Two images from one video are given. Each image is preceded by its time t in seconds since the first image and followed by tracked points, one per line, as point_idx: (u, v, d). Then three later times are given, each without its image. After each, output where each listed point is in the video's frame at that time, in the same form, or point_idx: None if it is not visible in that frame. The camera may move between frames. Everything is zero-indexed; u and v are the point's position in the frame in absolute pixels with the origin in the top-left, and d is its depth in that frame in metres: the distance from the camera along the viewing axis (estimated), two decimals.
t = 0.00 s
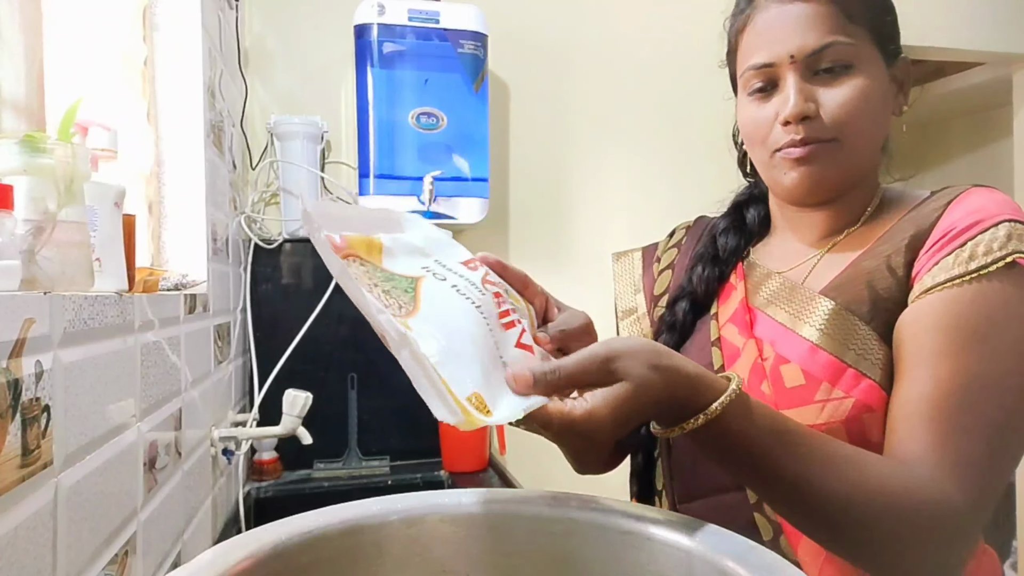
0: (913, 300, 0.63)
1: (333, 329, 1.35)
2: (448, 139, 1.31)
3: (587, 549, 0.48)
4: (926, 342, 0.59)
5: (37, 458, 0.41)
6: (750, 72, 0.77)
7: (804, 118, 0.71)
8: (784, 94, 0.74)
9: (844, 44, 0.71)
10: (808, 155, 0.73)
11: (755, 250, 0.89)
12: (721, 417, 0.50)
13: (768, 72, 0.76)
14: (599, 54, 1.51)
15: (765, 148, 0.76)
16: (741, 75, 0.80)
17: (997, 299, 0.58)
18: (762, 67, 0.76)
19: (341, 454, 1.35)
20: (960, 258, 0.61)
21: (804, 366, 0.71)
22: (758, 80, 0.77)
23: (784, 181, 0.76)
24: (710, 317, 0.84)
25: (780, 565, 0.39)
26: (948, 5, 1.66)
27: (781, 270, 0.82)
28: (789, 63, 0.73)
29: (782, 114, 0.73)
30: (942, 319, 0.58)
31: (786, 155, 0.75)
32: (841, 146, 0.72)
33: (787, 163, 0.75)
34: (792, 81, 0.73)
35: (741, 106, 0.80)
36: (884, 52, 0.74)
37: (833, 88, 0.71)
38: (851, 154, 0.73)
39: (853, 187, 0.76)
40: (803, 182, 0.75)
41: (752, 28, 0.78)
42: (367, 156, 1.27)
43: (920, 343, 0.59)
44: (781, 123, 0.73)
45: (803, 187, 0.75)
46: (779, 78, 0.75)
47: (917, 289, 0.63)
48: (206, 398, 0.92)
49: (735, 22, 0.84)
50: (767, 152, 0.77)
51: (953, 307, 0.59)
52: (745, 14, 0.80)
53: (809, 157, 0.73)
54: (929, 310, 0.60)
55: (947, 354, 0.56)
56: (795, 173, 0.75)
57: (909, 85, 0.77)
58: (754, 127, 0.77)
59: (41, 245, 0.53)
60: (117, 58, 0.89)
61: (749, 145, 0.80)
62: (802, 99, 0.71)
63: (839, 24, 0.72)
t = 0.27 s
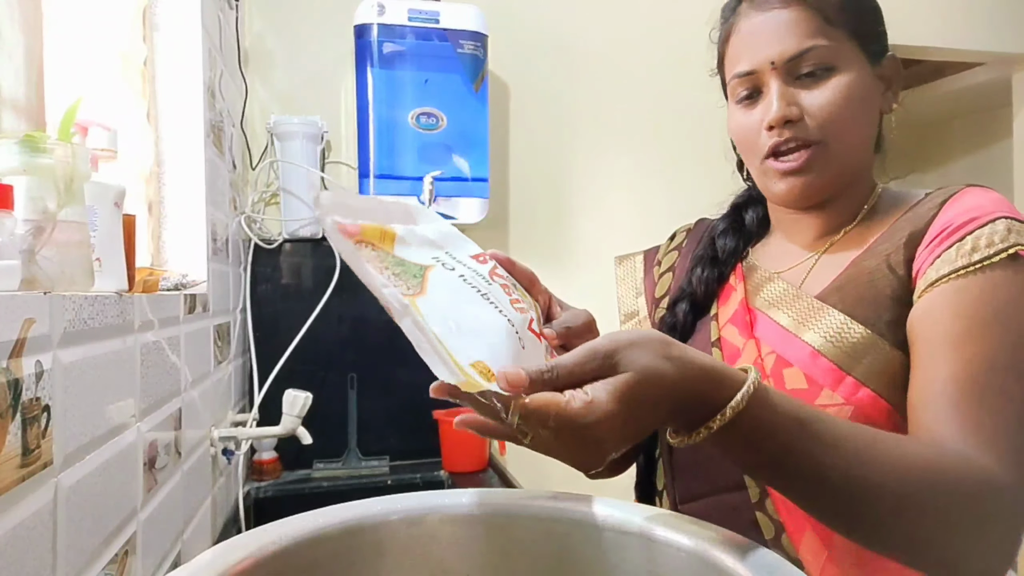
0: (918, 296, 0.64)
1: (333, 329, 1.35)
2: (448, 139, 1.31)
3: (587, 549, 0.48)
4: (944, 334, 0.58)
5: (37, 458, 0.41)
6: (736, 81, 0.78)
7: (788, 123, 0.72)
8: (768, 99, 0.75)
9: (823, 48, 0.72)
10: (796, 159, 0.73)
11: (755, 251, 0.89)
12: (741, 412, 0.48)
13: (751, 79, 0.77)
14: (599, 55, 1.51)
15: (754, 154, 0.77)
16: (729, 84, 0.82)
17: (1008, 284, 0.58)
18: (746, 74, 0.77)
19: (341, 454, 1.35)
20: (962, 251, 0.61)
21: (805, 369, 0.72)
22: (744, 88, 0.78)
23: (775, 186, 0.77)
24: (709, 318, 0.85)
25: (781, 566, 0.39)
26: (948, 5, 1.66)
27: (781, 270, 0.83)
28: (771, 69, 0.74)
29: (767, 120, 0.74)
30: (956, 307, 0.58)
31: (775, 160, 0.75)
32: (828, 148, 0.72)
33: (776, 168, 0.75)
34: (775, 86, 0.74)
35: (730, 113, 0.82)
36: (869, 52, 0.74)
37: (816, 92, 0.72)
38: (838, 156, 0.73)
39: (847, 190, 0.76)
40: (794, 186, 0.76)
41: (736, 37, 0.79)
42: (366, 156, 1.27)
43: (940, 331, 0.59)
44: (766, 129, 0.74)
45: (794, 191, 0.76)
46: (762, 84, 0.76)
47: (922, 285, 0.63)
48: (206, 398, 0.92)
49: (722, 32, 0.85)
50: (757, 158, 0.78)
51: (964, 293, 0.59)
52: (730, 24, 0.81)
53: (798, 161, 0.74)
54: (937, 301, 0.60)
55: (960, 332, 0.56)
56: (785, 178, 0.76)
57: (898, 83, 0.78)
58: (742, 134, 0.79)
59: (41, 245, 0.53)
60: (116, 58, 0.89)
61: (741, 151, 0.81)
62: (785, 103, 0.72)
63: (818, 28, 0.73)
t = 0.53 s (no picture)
0: (927, 265, 0.60)
1: (333, 329, 1.35)
2: (448, 139, 1.31)
3: (587, 549, 0.48)
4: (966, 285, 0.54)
5: (36, 458, 0.41)
6: (712, 98, 0.82)
7: (762, 134, 0.75)
8: (742, 113, 0.78)
9: (790, 59, 0.75)
10: (777, 167, 0.76)
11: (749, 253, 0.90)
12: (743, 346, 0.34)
13: (725, 95, 0.80)
14: (599, 55, 1.51)
15: (737, 167, 0.80)
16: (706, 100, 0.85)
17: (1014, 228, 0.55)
18: (719, 92, 0.80)
19: (341, 454, 1.35)
20: (959, 210, 0.58)
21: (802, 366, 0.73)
22: (720, 105, 0.81)
23: (761, 196, 0.79)
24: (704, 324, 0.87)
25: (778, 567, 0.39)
26: (948, 5, 1.66)
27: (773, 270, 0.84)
28: (741, 85, 0.78)
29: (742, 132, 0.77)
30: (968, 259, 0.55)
31: (757, 171, 0.78)
32: (807, 154, 0.75)
33: (759, 179, 0.78)
34: (747, 101, 0.77)
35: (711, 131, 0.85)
36: (839, 58, 0.76)
37: (787, 102, 0.75)
38: (817, 162, 0.75)
39: (832, 193, 0.78)
40: (777, 194, 0.78)
41: (707, 56, 0.83)
42: (366, 156, 1.27)
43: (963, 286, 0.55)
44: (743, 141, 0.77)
45: (777, 199, 0.78)
46: (736, 99, 0.79)
47: (927, 252, 0.60)
48: (206, 397, 0.92)
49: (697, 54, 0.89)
50: (739, 170, 0.80)
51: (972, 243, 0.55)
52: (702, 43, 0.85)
53: (777, 169, 0.76)
54: (948, 260, 0.57)
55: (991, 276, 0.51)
56: (767, 188, 0.78)
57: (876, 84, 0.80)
58: (724, 150, 0.81)
59: (41, 245, 0.53)
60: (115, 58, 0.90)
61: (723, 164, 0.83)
62: (757, 116, 0.75)
63: (785, 41, 0.76)
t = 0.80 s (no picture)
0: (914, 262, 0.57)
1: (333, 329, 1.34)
2: (447, 139, 1.31)
3: (586, 550, 0.48)
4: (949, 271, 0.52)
5: (35, 458, 0.41)
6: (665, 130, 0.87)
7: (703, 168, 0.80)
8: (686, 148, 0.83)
9: (717, 93, 0.78)
10: (725, 194, 0.81)
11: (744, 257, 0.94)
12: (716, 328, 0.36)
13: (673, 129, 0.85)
14: (599, 55, 1.51)
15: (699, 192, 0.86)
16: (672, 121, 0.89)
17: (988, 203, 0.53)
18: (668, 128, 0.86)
19: (340, 454, 1.34)
20: (937, 195, 0.56)
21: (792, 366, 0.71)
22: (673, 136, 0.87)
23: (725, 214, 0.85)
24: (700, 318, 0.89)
25: (778, 567, 0.38)
26: (948, 5, 1.66)
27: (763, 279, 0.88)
28: (678, 122, 0.83)
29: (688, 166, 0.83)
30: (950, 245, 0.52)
31: (711, 196, 0.84)
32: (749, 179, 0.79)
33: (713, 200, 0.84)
34: (688, 136, 0.82)
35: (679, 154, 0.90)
36: (767, 76, 0.77)
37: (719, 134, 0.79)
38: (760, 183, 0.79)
39: (790, 203, 0.81)
40: (734, 211, 0.83)
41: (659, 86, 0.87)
42: (366, 156, 1.27)
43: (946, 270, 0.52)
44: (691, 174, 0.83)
45: (736, 215, 0.84)
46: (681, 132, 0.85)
47: (911, 244, 0.57)
48: (205, 398, 0.92)
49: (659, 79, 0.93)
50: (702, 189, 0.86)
51: (949, 226, 0.53)
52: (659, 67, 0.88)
53: (727, 195, 0.82)
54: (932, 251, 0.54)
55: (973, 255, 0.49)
56: (725, 210, 0.84)
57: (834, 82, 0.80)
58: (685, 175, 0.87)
59: (40, 245, 0.53)
60: (115, 58, 0.90)
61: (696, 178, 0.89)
62: (695, 151, 0.81)
63: (711, 75, 0.78)
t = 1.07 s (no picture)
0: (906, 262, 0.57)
1: (333, 330, 1.35)
2: (448, 139, 1.31)
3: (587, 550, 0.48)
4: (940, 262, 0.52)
5: (36, 458, 0.41)
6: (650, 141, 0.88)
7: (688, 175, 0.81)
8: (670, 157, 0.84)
9: (698, 103, 0.79)
10: (710, 201, 0.82)
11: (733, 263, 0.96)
12: (726, 339, 0.35)
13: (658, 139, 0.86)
14: (599, 55, 1.51)
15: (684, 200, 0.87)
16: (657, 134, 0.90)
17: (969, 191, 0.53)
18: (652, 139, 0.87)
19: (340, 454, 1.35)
20: (920, 189, 0.56)
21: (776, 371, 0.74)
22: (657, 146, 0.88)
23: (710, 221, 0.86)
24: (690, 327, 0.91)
25: (778, 567, 0.38)
26: (949, 4, 1.66)
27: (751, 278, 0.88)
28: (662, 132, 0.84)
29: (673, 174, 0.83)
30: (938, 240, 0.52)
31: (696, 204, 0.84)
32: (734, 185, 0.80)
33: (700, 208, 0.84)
34: (672, 146, 0.83)
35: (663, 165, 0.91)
36: (749, 83, 0.78)
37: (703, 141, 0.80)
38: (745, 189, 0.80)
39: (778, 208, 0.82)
40: (720, 218, 0.84)
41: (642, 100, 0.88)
42: (366, 156, 1.27)
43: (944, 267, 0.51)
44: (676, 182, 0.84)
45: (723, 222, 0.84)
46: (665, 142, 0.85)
47: (898, 237, 0.58)
48: (206, 398, 0.92)
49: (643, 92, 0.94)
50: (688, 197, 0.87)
51: (937, 220, 0.53)
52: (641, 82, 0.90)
53: (713, 202, 0.82)
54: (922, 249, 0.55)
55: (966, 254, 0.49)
56: (711, 216, 0.84)
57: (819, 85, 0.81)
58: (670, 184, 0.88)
59: (41, 245, 0.53)
60: (115, 56, 0.92)
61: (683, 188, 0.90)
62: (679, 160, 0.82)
63: (690, 84, 0.80)
